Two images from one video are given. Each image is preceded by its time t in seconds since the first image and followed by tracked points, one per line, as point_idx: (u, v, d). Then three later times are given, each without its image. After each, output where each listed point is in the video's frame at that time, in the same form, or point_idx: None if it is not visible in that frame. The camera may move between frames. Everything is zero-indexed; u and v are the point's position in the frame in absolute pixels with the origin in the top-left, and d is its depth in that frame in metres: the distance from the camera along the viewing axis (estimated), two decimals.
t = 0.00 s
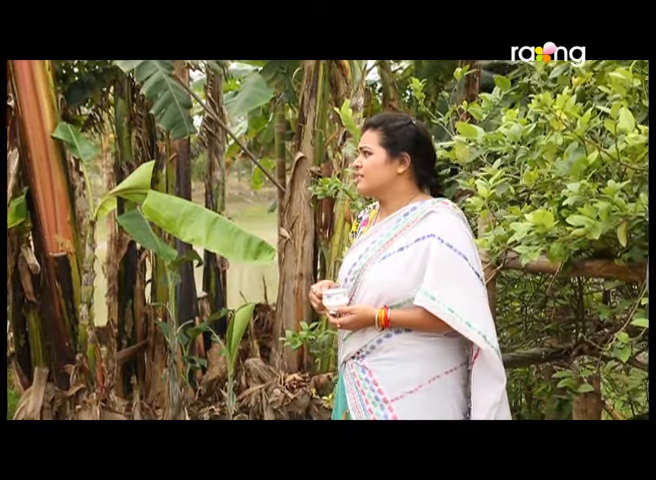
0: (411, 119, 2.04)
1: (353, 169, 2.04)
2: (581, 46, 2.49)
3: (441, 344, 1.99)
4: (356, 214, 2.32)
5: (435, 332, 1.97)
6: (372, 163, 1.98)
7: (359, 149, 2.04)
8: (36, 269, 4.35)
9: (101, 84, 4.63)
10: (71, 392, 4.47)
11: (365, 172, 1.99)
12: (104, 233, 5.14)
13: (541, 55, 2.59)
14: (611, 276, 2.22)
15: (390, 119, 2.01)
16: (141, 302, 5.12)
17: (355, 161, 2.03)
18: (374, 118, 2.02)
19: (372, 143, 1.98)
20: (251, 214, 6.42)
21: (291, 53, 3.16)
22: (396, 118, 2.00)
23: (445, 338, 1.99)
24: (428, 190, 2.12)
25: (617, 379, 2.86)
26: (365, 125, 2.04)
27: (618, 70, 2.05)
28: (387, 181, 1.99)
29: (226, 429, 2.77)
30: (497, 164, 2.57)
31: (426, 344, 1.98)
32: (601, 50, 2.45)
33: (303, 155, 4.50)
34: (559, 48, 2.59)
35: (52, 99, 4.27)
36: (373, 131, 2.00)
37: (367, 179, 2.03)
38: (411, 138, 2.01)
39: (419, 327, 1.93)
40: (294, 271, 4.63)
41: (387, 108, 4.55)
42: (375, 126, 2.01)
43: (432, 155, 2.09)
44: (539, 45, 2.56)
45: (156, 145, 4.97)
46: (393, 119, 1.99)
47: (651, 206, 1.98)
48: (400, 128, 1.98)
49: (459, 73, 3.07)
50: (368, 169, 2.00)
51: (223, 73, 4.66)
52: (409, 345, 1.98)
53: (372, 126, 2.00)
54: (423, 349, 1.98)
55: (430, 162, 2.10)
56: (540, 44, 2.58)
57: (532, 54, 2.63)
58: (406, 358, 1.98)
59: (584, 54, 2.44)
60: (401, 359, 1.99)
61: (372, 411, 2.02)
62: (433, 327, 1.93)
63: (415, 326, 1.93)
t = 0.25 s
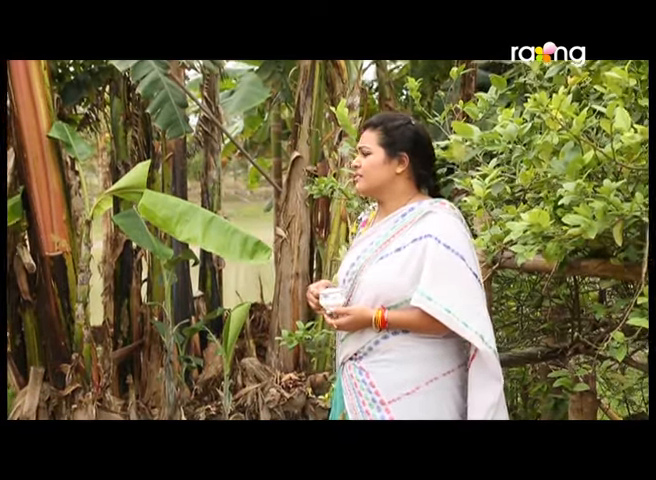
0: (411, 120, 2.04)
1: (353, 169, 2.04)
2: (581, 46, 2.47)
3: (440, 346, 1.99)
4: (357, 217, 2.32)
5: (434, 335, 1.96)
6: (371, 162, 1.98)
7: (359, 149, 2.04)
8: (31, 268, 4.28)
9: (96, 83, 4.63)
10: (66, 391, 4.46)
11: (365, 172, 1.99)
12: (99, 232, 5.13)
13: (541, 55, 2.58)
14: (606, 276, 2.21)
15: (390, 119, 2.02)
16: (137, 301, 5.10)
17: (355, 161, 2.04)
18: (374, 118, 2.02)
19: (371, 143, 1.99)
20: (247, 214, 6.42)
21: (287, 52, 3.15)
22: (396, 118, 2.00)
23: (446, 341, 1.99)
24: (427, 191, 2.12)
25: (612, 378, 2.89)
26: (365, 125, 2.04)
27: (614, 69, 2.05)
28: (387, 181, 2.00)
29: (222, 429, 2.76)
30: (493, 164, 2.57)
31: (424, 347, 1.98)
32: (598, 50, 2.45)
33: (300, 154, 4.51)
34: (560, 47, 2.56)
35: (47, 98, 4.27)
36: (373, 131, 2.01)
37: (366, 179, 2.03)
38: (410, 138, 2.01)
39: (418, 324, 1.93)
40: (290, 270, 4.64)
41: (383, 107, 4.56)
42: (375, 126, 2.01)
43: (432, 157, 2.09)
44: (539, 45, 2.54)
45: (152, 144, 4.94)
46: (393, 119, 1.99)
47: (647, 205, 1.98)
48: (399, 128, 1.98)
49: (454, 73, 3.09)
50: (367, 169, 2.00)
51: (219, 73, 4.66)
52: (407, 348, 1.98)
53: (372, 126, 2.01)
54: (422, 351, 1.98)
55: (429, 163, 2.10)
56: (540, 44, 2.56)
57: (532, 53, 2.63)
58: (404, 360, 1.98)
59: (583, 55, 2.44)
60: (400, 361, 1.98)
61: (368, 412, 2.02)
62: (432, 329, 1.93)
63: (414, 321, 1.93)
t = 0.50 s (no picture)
0: (404, 120, 2.00)
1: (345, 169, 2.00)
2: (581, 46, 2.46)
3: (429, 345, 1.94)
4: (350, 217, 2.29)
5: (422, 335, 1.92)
6: (363, 163, 1.94)
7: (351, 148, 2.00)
8: (28, 268, 4.29)
9: (93, 82, 4.62)
10: (63, 390, 4.46)
11: (356, 172, 1.95)
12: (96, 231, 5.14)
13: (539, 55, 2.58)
14: (603, 275, 2.21)
15: (383, 119, 1.97)
16: (134, 301, 5.11)
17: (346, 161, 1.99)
18: (366, 117, 1.98)
19: (363, 143, 1.94)
20: (244, 213, 6.42)
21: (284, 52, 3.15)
22: (389, 118, 1.96)
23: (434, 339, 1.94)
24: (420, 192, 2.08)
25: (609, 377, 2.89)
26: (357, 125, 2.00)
27: (610, 69, 2.06)
28: (379, 182, 1.95)
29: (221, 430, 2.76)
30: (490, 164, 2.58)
31: (415, 346, 1.93)
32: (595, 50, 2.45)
33: (296, 154, 4.48)
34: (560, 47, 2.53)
35: (44, 97, 4.27)
36: (365, 131, 1.97)
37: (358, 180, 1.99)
38: (402, 138, 1.97)
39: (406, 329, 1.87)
40: (286, 270, 4.62)
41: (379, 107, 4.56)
42: (367, 125, 1.97)
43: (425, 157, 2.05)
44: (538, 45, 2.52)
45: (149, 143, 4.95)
46: (385, 118, 1.95)
47: (643, 205, 1.98)
48: (392, 128, 1.94)
49: (450, 73, 3.10)
50: (359, 169, 1.96)
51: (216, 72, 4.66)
52: (399, 347, 1.94)
53: (365, 126, 1.97)
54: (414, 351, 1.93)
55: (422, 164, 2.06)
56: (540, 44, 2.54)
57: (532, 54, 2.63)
58: (396, 361, 1.94)
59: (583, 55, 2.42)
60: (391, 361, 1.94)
61: (362, 414, 1.97)
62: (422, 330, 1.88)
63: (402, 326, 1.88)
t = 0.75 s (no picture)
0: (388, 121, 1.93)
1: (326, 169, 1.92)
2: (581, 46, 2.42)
3: (414, 345, 1.85)
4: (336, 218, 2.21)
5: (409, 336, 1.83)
6: (346, 162, 1.86)
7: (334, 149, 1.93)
8: (28, 267, 4.29)
9: (91, 82, 4.65)
10: (61, 391, 4.41)
11: (338, 173, 1.87)
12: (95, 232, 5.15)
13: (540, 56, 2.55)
14: (602, 276, 2.21)
15: (366, 119, 1.90)
16: (132, 301, 5.12)
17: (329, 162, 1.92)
18: (349, 117, 1.91)
19: (346, 142, 1.87)
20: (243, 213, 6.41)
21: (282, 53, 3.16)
22: (372, 118, 1.89)
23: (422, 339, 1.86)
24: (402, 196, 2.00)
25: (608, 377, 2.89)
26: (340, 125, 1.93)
27: (609, 69, 2.06)
28: (361, 183, 1.88)
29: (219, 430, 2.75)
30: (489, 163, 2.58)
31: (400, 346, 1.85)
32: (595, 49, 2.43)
33: (295, 154, 4.45)
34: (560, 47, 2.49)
35: (43, 98, 4.28)
36: (349, 130, 1.90)
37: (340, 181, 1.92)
38: (385, 139, 1.90)
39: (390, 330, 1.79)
40: (285, 271, 4.60)
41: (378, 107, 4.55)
42: (350, 125, 1.90)
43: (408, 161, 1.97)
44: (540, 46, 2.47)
45: (147, 142, 4.89)
46: (369, 118, 1.88)
47: (642, 205, 1.98)
48: (375, 127, 1.87)
49: (449, 73, 3.09)
50: (341, 169, 1.88)
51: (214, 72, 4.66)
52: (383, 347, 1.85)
53: (349, 125, 1.89)
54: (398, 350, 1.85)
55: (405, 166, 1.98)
56: (540, 45, 2.50)
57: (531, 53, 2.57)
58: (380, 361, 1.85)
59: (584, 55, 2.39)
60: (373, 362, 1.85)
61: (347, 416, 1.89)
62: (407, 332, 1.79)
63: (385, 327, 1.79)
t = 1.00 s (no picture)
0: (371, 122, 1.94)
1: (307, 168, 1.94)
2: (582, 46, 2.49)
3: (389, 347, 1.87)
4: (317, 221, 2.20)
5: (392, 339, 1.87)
6: (326, 162, 1.88)
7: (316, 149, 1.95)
8: (37, 267, 4.35)
9: (101, 82, 4.65)
10: (72, 390, 4.46)
11: (319, 171, 1.89)
12: (104, 231, 5.16)
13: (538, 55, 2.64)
14: (612, 276, 2.21)
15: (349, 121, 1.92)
16: (143, 301, 5.14)
17: (310, 161, 1.94)
18: (332, 118, 1.93)
19: (327, 143, 1.89)
20: (253, 213, 6.42)
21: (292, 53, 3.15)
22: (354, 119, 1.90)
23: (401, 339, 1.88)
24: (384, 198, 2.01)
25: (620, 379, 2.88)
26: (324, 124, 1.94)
27: (618, 68, 2.05)
28: (342, 182, 1.89)
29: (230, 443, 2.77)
30: (498, 163, 2.58)
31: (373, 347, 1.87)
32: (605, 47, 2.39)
33: (304, 154, 4.44)
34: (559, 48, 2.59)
35: (52, 98, 4.30)
36: (331, 130, 1.91)
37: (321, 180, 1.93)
38: (368, 141, 1.91)
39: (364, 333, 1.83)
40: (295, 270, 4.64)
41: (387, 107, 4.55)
42: (332, 125, 1.92)
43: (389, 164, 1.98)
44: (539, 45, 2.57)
45: (156, 142, 4.92)
46: (351, 119, 1.90)
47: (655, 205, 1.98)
48: (357, 128, 1.89)
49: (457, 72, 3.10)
50: (321, 168, 1.90)
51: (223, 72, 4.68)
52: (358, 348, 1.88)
53: (331, 125, 1.91)
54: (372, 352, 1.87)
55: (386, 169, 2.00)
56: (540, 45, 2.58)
57: (533, 54, 2.65)
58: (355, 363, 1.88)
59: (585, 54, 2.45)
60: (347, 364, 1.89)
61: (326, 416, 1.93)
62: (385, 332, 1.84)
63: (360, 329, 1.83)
